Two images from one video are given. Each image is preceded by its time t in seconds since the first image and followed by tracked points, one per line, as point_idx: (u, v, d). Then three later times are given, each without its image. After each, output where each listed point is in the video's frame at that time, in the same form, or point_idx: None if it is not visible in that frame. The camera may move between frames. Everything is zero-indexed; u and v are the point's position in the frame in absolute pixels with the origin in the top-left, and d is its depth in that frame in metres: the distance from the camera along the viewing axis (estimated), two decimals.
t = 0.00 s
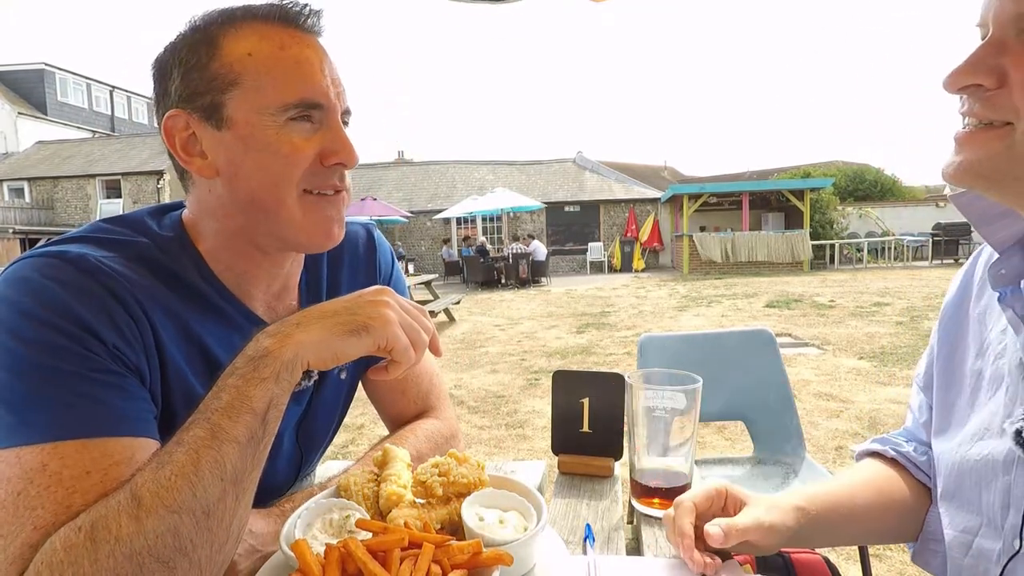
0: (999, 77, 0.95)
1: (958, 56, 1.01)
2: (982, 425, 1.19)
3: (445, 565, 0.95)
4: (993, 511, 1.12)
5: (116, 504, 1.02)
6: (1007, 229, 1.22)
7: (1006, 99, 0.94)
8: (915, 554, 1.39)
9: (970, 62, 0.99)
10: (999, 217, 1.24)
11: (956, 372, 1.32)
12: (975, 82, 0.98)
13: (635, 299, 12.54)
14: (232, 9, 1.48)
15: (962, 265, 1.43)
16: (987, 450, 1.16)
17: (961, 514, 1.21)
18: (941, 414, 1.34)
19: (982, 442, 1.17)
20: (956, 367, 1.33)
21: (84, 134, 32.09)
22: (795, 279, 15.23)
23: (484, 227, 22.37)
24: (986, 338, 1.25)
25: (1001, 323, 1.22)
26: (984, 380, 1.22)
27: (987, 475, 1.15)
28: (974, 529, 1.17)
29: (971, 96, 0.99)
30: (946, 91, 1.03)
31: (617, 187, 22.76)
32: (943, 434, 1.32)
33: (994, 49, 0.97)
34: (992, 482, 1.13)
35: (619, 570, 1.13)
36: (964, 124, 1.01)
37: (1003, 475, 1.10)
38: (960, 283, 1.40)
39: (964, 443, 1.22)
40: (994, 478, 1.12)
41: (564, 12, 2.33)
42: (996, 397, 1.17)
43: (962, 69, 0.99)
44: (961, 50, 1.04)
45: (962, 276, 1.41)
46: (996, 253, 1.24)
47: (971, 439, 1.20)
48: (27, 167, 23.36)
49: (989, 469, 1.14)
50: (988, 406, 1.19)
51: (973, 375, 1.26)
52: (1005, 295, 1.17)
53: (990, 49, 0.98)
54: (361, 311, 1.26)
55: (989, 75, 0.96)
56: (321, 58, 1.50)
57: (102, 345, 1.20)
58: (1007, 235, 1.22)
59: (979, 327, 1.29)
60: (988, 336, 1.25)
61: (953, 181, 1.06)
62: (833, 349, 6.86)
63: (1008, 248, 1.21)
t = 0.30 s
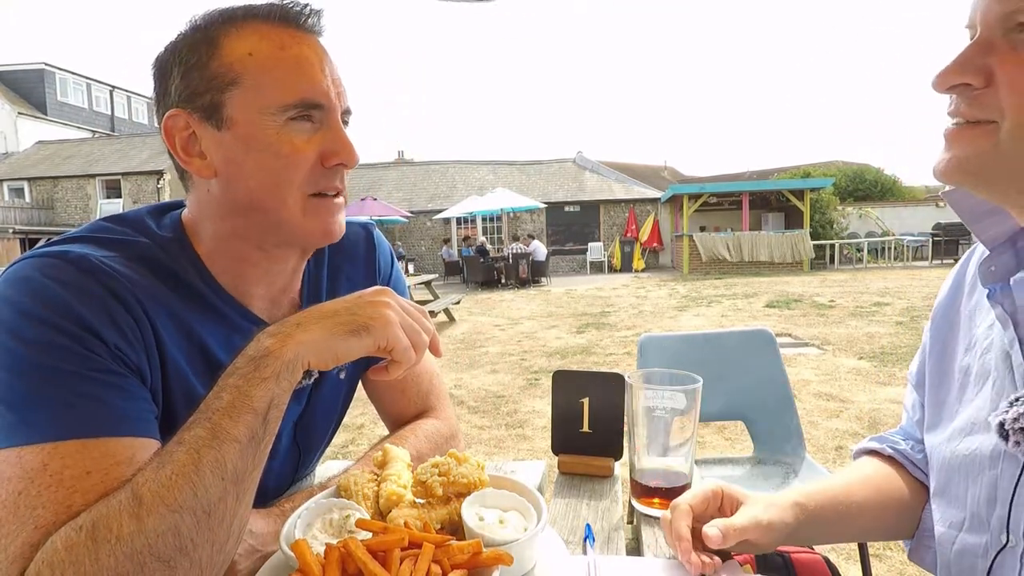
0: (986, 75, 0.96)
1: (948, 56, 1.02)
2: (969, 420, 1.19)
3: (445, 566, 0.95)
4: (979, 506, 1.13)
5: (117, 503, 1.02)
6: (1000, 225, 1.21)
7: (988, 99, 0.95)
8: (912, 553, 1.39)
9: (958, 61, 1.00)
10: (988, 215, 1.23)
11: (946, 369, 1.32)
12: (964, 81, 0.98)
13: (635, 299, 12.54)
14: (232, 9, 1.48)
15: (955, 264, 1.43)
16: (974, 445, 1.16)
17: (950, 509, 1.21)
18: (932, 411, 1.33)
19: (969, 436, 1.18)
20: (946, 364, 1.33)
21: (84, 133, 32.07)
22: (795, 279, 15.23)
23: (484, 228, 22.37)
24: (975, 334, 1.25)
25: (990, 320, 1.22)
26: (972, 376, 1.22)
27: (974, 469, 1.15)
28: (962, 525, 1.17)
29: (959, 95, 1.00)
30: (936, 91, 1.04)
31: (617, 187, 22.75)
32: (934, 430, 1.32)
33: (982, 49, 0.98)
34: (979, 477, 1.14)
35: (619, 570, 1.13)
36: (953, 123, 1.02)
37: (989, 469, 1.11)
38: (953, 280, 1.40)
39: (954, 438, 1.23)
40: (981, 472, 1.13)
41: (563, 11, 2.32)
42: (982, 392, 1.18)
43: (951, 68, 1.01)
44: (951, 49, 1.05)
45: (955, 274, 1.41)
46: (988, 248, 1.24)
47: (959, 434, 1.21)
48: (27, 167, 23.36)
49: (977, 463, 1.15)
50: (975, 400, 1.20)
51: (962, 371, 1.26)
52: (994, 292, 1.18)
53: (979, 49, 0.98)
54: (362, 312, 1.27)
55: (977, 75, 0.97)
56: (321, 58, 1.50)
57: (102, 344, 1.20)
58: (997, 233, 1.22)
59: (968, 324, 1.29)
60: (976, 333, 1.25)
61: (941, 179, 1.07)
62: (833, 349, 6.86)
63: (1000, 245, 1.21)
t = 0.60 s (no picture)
0: (974, 82, 0.95)
1: (936, 63, 1.01)
2: (967, 422, 1.19)
3: (445, 566, 0.95)
4: (977, 509, 1.13)
5: (118, 503, 1.02)
6: (995, 229, 1.23)
7: (975, 106, 0.94)
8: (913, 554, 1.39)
9: (947, 68, 0.98)
10: (984, 219, 1.24)
11: (945, 371, 1.32)
12: (953, 87, 0.98)
13: (635, 299, 12.54)
14: (230, 9, 1.48)
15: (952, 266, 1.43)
16: (973, 448, 1.16)
17: (949, 511, 1.21)
18: (931, 413, 1.33)
19: (968, 439, 1.18)
20: (944, 367, 1.33)
21: (84, 133, 32.08)
22: (795, 279, 15.23)
23: (484, 228, 22.37)
24: (970, 337, 1.25)
25: (987, 321, 1.23)
26: (968, 379, 1.22)
27: (972, 472, 1.16)
28: (960, 528, 1.17)
29: (948, 102, 0.99)
30: (926, 98, 1.03)
31: (617, 187, 22.75)
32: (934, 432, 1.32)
33: (970, 54, 0.97)
34: (977, 480, 1.14)
35: (619, 570, 1.13)
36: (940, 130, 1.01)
37: (987, 471, 1.11)
38: (949, 282, 1.40)
39: (953, 440, 1.23)
40: (979, 474, 1.13)
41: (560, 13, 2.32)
42: (978, 394, 1.18)
43: (939, 75, 0.99)
44: (940, 54, 1.04)
45: (952, 275, 1.41)
46: (983, 251, 1.26)
47: (958, 437, 1.21)
48: (27, 167, 23.36)
49: (975, 466, 1.15)
50: (971, 402, 1.20)
51: (960, 374, 1.26)
52: (992, 295, 1.19)
53: (967, 55, 0.97)
54: (362, 312, 1.27)
55: (964, 81, 0.96)
56: (320, 57, 1.50)
57: (101, 344, 1.20)
58: (994, 236, 1.23)
59: (964, 326, 1.29)
60: (973, 335, 1.25)
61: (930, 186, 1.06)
62: (833, 349, 6.86)
63: (995, 249, 1.23)
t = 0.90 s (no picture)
0: (970, 84, 0.95)
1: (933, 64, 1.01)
2: (965, 423, 1.19)
3: (444, 565, 0.94)
4: (975, 511, 1.14)
5: (120, 502, 1.02)
6: (993, 231, 1.24)
7: (971, 108, 0.94)
8: (913, 554, 1.39)
9: (942, 70, 0.98)
10: (982, 220, 1.26)
11: (942, 371, 1.32)
12: (950, 90, 0.97)
13: (635, 299, 12.54)
14: (226, 9, 1.48)
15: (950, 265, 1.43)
16: (970, 449, 1.17)
17: (946, 512, 1.22)
18: (929, 413, 1.33)
19: (965, 441, 1.18)
20: (941, 367, 1.33)
21: (84, 133, 32.09)
22: (795, 279, 15.23)
23: (484, 227, 22.37)
24: (968, 336, 1.26)
25: (984, 321, 1.23)
26: (965, 379, 1.23)
27: (970, 474, 1.16)
28: (957, 530, 1.17)
29: (944, 105, 0.99)
30: (923, 100, 1.03)
31: (617, 187, 22.75)
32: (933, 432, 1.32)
33: (967, 56, 0.96)
34: (975, 481, 1.14)
35: (619, 569, 1.13)
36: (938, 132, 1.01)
37: (985, 473, 1.11)
38: (947, 281, 1.40)
39: (949, 441, 1.23)
40: (976, 476, 1.14)
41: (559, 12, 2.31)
42: (975, 396, 1.18)
43: (935, 78, 0.99)
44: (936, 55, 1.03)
45: (947, 276, 1.41)
46: (983, 253, 1.27)
47: (954, 439, 1.21)
48: (27, 167, 23.36)
49: (973, 467, 1.15)
50: (968, 404, 1.20)
51: (957, 373, 1.26)
52: (990, 297, 1.19)
53: (963, 58, 0.97)
54: (365, 314, 1.27)
55: (960, 84, 0.96)
56: (316, 56, 1.50)
57: (103, 344, 1.20)
58: (992, 238, 1.25)
59: (961, 325, 1.29)
60: (970, 334, 1.25)
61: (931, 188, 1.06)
62: (833, 349, 6.86)
63: (994, 250, 1.24)
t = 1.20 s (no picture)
0: (963, 89, 0.94)
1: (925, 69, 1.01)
2: (965, 427, 1.19)
3: (444, 565, 0.94)
4: (971, 516, 1.13)
5: (127, 503, 1.02)
6: (989, 234, 1.25)
7: (966, 112, 0.94)
8: (913, 554, 1.39)
9: (933, 75, 0.98)
10: (978, 223, 1.26)
11: (941, 375, 1.32)
12: (943, 94, 0.97)
13: (635, 299, 12.55)
14: (232, 11, 1.48)
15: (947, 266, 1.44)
16: (968, 453, 1.16)
17: (944, 515, 1.21)
18: (927, 418, 1.33)
19: (962, 445, 1.18)
20: (939, 369, 1.33)
21: (84, 134, 32.11)
22: (795, 279, 15.24)
23: (484, 228, 22.39)
24: (966, 339, 1.26)
25: (982, 323, 1.23)
26: (962, 383, 1.22)
27: (968, 479, 1.16)
28: (954, 534, 1.17)
29: (939, 109, 0.99)
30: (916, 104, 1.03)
31: (617, 187, 22.76)
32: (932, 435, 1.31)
33: (959, 60, 0.96)
34: (973, 485, 1.14)
35: (619, 569, 1.13)
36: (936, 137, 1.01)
37: (983, 478, 1.11)
38: (945, 281, 1.41)
39: (947, 444, 1.23)
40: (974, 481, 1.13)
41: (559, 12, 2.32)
42: (973, 400, 1.18)
43: (927, 81, 0.99)
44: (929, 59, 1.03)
45: (945, 278, 1.42)
46: (979, 256, 1.27)
47: (951, 443, 1.21)
48: (27, 167, 23.36)
49: (970, 471, 1.15)
50: (967, 408, 1.20)
51: (954, 377, 1.26)
52: (986, 301, 1.20)
53: (956, 62, 0.96)
54: (374, 319, 1.27)
55: (953, 88, 0.96)
56: (322, 60, 1.50)
57: (106, 344, 1.20)
58: (988, 241, 1.25)
59: (959, 329, 1.29)
60: (968, 337, 1.25)
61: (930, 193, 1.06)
62: (833, 349, 6.86)
63: (991, 253, 1.24)
